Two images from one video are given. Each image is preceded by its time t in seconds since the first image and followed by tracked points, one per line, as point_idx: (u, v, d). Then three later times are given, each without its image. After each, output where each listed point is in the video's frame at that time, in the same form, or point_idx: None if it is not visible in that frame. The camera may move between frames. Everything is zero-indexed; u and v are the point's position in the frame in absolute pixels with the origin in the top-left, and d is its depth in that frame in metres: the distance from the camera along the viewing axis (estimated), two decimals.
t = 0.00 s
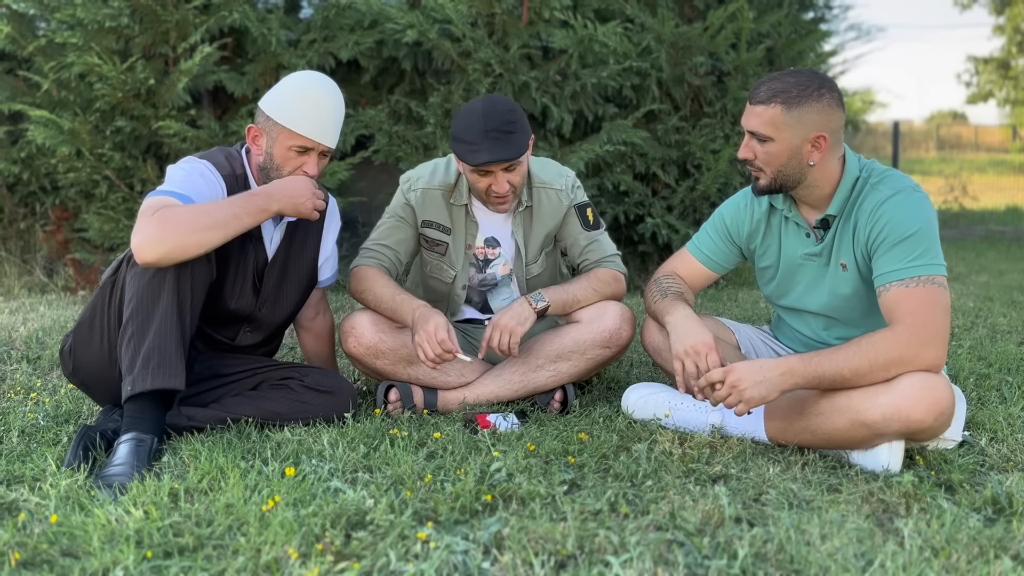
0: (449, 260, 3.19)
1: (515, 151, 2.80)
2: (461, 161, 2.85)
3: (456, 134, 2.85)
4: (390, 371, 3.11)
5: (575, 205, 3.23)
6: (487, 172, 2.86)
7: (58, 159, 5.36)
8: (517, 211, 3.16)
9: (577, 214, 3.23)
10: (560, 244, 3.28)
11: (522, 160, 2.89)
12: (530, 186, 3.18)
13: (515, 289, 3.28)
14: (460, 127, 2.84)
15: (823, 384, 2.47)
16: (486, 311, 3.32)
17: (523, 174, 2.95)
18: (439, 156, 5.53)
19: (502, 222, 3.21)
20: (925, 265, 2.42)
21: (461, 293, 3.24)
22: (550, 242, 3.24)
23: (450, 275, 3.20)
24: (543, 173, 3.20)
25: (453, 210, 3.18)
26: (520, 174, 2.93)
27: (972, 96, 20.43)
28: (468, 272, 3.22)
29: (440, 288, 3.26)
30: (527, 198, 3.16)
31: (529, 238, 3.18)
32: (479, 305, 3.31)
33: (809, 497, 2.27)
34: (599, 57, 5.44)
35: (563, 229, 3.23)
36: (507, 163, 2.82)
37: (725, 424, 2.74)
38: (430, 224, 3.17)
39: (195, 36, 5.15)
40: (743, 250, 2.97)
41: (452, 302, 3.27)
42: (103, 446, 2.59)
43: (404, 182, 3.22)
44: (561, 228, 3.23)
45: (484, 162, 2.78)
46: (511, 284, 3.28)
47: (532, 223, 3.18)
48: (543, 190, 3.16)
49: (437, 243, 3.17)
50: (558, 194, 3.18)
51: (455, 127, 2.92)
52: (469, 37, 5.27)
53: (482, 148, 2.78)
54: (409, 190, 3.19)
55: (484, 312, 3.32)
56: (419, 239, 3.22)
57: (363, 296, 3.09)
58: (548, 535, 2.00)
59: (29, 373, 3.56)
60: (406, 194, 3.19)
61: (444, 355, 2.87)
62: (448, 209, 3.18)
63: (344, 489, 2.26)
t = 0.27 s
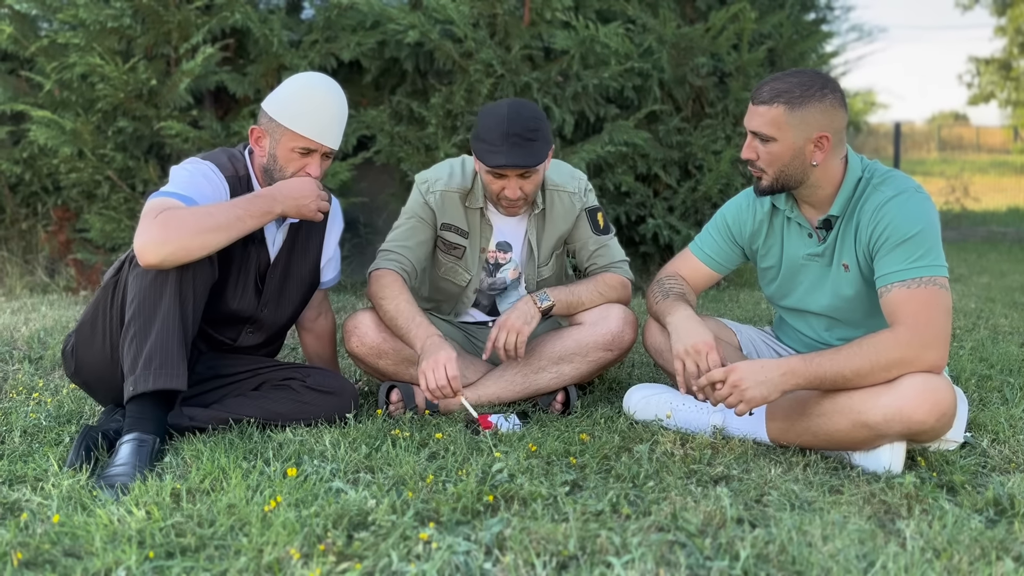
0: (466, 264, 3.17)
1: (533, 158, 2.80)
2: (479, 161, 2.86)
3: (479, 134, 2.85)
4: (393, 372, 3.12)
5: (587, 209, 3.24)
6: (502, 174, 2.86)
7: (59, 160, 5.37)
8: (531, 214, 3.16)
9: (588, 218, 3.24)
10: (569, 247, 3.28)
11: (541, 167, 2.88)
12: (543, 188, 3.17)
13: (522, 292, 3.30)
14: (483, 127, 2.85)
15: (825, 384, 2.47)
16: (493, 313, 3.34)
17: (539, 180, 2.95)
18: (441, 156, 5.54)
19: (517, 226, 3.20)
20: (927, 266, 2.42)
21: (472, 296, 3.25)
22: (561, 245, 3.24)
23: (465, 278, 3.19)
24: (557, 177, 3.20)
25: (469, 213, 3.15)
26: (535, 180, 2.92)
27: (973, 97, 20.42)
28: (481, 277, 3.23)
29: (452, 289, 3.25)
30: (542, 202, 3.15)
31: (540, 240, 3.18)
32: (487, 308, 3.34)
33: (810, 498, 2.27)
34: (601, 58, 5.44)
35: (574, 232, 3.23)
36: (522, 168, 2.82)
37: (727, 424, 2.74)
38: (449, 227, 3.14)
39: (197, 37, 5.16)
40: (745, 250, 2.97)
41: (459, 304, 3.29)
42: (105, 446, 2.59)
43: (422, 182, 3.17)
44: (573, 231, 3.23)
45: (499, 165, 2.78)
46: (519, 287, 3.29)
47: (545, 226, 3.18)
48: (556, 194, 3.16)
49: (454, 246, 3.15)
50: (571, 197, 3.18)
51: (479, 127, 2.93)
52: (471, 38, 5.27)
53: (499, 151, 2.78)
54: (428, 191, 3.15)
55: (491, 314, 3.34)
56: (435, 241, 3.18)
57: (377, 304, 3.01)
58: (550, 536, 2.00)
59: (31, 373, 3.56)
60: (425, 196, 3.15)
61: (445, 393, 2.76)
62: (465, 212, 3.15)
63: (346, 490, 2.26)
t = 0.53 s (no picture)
0: (466, 268, 3.17)
1: (531, 165, 2.79)
2: (477, 165, 2.85)
3: (478, 137, 2.84)
4: (393, 373, 3.12)
5: (587, 211, 3.22)
6: (500, 180, 2.85)
7: (61, 160, 5.37)
8: (529, 217, 3.16)
9: (588, 220, 3.22)
10: (569, 249, 3.28)
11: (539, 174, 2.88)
12: (542, 191, 3.17)
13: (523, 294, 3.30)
14: (482, 131, 2.84)
15: (826, 384, 2.47)
16: (494, 315, 3.35)
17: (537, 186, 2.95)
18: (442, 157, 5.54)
19: (515, 229, 3.20)
20: (929, 267, 2.42)
21: (472, 299, 3.25)
22: (561, 247, 3.24)
23: (466, 282, 3.20)
24: (555, 179, 3.19)
25: (469, 216, 3.14)
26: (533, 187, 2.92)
27: (975, 98, 20.42)
28: (481, 280, 3.22)
29: (452, 292, 3.25)
30: (539, 204, 3.15)
31: (539, 243, 3.18)
32: (487, 310, 3.35)
33: (811, 499, 2.27)
34: (602, 59, 5.44)
35: (574, 234, 3.22)
36: (521, 175, 2.81)
37: (728, 425, 2.74)
38: (449, 232, 3.13)
39: (198, 37, 5.16)
40: (746, 250, 2.98)
41: (461, 307, 3.29)
42: (106, 446, 2.59)
43: (422, 187, 3.15)
44: (572, 233, 3.23)
45: (498, 171, 2.78)
46: (520, 290, 3.29)
47: (543, 228, 3.18)
48: (555, 196, 3.16)
49: (455, 251, 3.14)
50: (570, 199, 3.17)
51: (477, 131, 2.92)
52: (472, 39, 5.27)
53: (498, 156, 2.78)
54: (427, 196, 3.13)
55: (492, 317, 3.35)
56: (435, 246, 3.17)
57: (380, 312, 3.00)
58: (550, 537, 2.00)
59: (32, 373, 3.56)
60: (424, 201, 3.13)
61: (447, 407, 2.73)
62: (465, 216, 3.14)
63: (347, 490, 2.26)
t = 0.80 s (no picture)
0: (465, 270, 3.17)
1: (527, 166, 2.79)
2: (473, 167, 2.85)
3: (473, 138, 2.84)
4: (394, 373, 3.12)
5: (584, 211, 3.22)
6: (496, 182, 2.85)
7: (62, 160, 5.37)
8: (526, 219, 3.15)
9: (586, 220, 3.22)
10: (568, 250, 3.28)
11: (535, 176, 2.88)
12: (539, 192, 3.17)
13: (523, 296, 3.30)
14: (476, 133, 2.83)
15: (826, 385, 2.47)
16: (493, 316, 3.35)
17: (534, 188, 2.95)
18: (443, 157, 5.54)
19: (513, 230, 3.19)
20: (930, 268, 2.42)
21: (472, 301, 3.25)
22: (559, 248, 3.24)
23: (465, 284, 3.19)
24: (553, 180, 3.19)
25: (467, 218, 3.14)
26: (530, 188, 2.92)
27: (976, 99, 20.42)
28: (480, 281, 3.22)
29: (451, 294, 3.25)
30: (536, 206, 3.15)
31: (537, 244, 3.18)
32: (486, 312, 3.34)
33: (812, 501, 2.27)
34: (603, 60, 5.44)
35: (572, 235, 3.22)
36: (517, 176, 2.81)
37: (729, 426, 2.74)
38: (447, 234, 3.13)
39: (199, 38, 5.16)
40: (747, 252, 2.97)
41: (460, 308, 3.29)
42: (107, 446, 2.59)
43: (419, 189, 3.15)
44: (570, 234, 3.22)
45: (494, 173, 2.78)
46: (519, 291, 3.29)
47: (541, 229, 3.17)
48: (552, 198, 3.16)
49: (453, 253, 3.13)
50: (567, 201, 3.17)
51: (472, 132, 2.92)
52: (474, 39, 5.27)
53: (494, 158, 2.78)
54: (425, 199, 3.13)
55: (492, 318, 3.35)
56: (434, 248, 3.17)
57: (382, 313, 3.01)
58: (551, 538, 2.00)
59: (33, 373, 3.57)
60: (422, 203, 3.13)
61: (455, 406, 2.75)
62: (463, 218, 3.13)
63: (347, 491, 2.26)
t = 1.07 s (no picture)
0: (467, 271, 3.17)
1: (528, 167, 2.79)
2: (474, 168, 2.85)
3: (474, 140, 2.84)
4: (396, 374, 3.13)
5: (586, 212, 3.22)
6: (498, 184, 2.85)
7: (64, 160, 5.38)
8: (528, 220, 3.15)
9: (587, 221, 3.22)
10: (569, 251, 3.28)
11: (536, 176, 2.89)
12: (540, 193, 3.16)
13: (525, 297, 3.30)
14: (478, 134, 2.84)
15: (828, 385, 2.47)
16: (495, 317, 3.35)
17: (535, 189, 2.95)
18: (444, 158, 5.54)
19: (515, 231, 3.19)
20: (931, 269, 2.41)
21: (474, 302, 3.25)
22: (560, 249, 3.24)
23: (467, 286, 3.20)
24: (554, 181, 3.19)
25: (469, 220, 3.14)
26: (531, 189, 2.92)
27: (977, 100, 20.41)
28: (483, 283, 3.22)
29: (453, 295, 3.26)
30: (538, 207, 3.14)
31: (539, 245, 3.18)
32: (488, 313, 3.33)
33: (814, 501, 2.26)
34: (605, 60, 5.44)
35: (573, 236, 3.22)
36: (518, 178, 2.82)
37: (731, 427, 2.73)
38: (450, 236, 3.12)
39: (201, 38, 5.17)
40: (748, 253, 2.97)
41: (462, 309, 3.29)
42: (110, 446, 2.60)
43: (421, 191, 3.14)
44: (572, 235, 3.22)
45: (495, 174, 2.78)
46: (521, 292, 3.28)
47: (543, 231, 3.17)
48: (554, 199, 3.15)
49: (456, 254, 3.13)
50: (569, 202, 3.17)
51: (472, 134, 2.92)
52: (475, 40, 5.27)
53: (495, 160, 2.78)
54: (427, 200, 3.12)
55: (493, 319, 3.35)
56: (436, 249, 3.17)
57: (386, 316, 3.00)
58: (553, 539, 2.00)
59: (34, 373, 3.57)
60: (424, 205, 3.12)
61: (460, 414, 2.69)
62: (465, 219, 3.13)
63: (349, 491, 2.26)
